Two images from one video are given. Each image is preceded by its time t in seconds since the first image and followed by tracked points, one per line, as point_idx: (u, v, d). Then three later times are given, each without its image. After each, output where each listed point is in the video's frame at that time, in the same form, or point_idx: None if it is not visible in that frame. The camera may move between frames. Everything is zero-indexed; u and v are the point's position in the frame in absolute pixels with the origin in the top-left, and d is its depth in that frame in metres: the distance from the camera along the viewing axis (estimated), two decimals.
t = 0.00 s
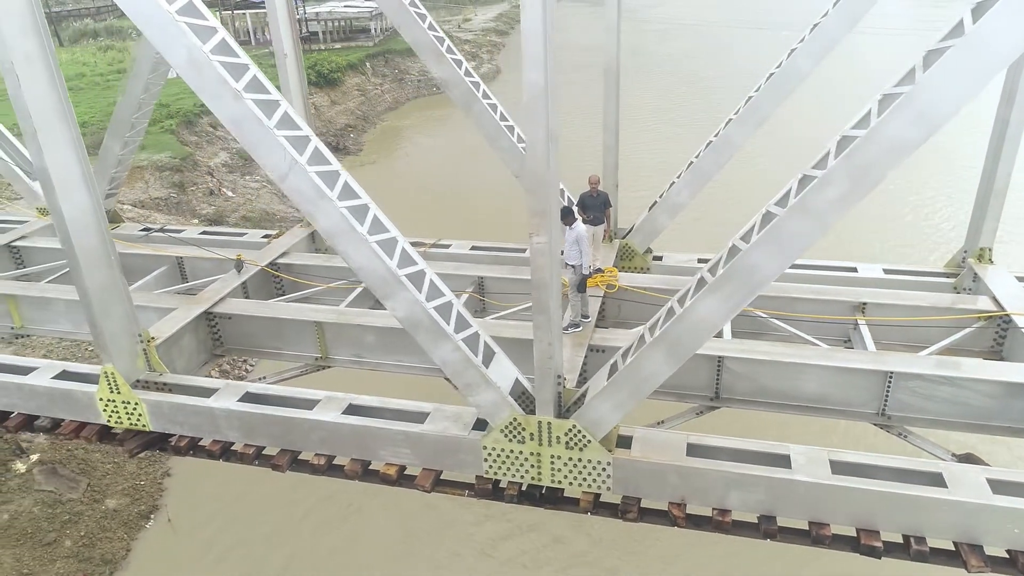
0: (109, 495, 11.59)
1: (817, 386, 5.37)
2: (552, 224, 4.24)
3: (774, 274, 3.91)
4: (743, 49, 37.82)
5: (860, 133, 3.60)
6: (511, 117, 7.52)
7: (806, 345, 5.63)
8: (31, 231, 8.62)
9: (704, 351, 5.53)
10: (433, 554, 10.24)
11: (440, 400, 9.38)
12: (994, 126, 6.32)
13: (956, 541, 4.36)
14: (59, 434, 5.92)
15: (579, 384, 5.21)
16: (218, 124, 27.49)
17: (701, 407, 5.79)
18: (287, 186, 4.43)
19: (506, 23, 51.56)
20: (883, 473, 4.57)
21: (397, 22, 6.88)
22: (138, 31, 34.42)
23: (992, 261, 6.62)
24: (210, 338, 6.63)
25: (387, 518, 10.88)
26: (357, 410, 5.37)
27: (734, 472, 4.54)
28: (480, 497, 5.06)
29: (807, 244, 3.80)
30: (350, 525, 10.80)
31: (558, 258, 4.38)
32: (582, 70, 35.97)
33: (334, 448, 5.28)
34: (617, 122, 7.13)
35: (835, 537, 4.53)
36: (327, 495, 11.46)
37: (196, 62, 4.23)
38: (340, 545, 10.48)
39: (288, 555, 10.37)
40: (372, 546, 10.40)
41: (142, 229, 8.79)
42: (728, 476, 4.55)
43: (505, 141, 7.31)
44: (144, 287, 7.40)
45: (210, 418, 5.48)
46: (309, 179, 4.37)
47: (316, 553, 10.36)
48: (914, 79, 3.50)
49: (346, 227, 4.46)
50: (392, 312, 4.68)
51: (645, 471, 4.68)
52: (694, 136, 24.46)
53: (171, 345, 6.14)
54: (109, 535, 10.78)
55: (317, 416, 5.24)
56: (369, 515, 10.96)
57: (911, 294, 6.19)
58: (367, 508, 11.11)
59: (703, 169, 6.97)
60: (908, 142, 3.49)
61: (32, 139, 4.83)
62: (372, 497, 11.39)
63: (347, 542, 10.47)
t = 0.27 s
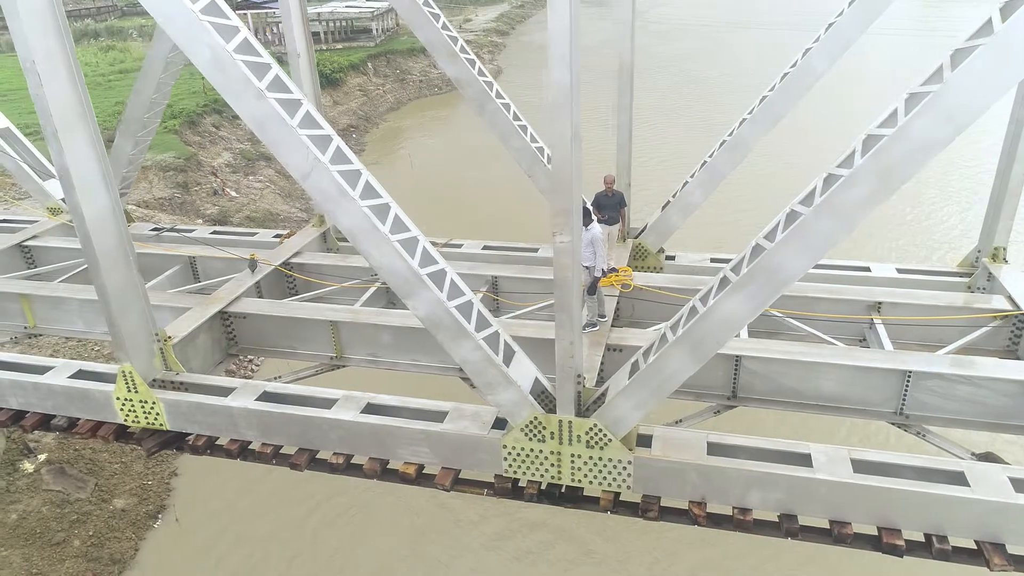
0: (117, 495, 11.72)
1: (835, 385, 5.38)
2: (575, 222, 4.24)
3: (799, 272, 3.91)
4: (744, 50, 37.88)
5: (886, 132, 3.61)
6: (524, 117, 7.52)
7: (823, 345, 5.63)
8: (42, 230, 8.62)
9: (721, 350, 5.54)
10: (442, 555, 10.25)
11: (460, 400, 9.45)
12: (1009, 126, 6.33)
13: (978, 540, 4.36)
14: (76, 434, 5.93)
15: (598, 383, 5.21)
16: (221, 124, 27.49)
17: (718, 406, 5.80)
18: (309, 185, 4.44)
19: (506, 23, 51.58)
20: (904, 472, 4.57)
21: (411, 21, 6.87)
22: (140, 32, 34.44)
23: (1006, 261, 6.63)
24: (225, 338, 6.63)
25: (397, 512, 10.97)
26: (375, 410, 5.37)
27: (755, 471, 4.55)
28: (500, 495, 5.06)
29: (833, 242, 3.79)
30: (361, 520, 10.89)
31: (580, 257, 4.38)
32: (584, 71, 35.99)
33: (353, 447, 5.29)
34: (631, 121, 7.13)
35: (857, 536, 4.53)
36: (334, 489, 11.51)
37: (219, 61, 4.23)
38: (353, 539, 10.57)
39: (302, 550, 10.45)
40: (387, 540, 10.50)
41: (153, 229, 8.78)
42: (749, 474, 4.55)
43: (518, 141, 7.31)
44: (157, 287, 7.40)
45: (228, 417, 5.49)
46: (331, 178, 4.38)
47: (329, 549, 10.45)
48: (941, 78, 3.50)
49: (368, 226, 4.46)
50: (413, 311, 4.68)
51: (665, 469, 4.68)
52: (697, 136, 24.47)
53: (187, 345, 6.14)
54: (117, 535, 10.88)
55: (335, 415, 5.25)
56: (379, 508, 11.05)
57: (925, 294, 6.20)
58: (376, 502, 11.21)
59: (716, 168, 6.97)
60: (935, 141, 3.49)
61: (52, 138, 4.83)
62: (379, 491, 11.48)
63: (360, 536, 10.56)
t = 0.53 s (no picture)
0: (126, 495, 11.78)
1: (854, 384, 5.38)
2: (600, 222, 4.24)
3: (826, 270, 3.90)
4: (746, 51, 37.91)
5: (915, 132, 3.61)
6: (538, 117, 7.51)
7: (841, 344, 5.63)
8: (54, 230, 8.61)
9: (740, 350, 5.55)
10: (452, 555, 10.26)
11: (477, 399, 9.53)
12: None
13: (1003, 539, 4.37)
14: (93, 433, 5.93)
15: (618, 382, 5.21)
16: (224, 124, 27.50)
17: (736, 406, 5.81)
18: (333, 184, 4.44)
19: (507, 24, 51.63)
20: (927, 470, 4.58)
21: (427, 21, 6.87)
22: (141, 32, 34.43)
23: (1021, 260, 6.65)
24: (240, 337, 6.63)
25: (408, 510, 11.01)
26: (395, 409, 5.37)
27: (778, 470, 4.55)
28: (521, 495, 5.07)
29: (861, 241, 3.79)
30: (372, 517, 10.92)
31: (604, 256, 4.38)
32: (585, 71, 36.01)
33: (374, 447, 5.29)
34: (646, 121, 7.13)
35: (880, 535, 4.54)
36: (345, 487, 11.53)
37: (244, 60, 4.24)
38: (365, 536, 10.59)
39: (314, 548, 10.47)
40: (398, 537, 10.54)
41: (164, 229, 8.79)
42: (772, 474, 4.56)
43: (532, 141, 7.30)
44: (171, 286, 7.40)
45: (247, 417, 5.49)
46: (355, 178, 4.38)
47: (342, 546, 10.48)
48: (971, 77, 3.50)
49: (391, 225, 4.46)
50: (435, 311, 4.68)
51: (688, 469, 4.69)
52: (700, 137, 24.48)
53: (204, 344, 6.14)
54: (126, 535, 10.93)
55: (355, 415, 5.25)
56: (389, 506, 11.08)
57: (942, 293, 6.21)
58: (386, 499, 11.23)
59: (731, 168, 6.98)
60: (964, 141, 3.50)
61: (74, 138, 4.83)
62: (390, 489, 11.52)
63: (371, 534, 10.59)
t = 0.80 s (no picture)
0: (135, 495, 11.86)
1: (875, 384, 5.38)
2: (627, 221, 4.24)
3: (855, 270, 3.91)
4: (748, 51, 37.95)
5: (946, 132, 3.61)
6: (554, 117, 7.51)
7: (862, 344, 5.64)
8: (67, 229, 8.61)
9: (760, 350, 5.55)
10: (464, 555, 10.27)
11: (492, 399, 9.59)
12: None
13: None
14: (113, 433, 5.94)
15: (641, 382, 5.20)
16: (227, 124, 27.52)
17: (756, 405, 5.82)
18: (358, 183, 4.44)
19: (508, 24, 51.67)
20: (951, 469, 4.58)
21: (444, 22, 6.87)
22: (144, 32, 34.47)
23: None
24: (258, 337, 6.63)
25: (422, 510, 11.08)
26: (416, 409, 5.38)
27: (803, 469, 4.55)
28: (544, 494, 5.07)
29: (892, 240, 3.80)
30: (387, 516, 11.00)
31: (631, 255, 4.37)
32: (587, 72, 36.06)
33: (396, 446, 5.29)
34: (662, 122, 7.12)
35: (905, 534, 4.54)
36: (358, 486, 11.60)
37: (271, 59, 4.23)
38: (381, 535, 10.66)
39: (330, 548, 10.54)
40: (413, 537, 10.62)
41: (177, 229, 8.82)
42: (797, 473, 4.57)
43: (548, 141, 7.29)
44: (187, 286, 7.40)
45: (268, 417, 5.49)
46: (382, 177, 4.38)
47: (358, 544, 10.55)
48: (1003, 77, 3.51)
49: (417, 225, 4.46)
50: (460, 310, 4.68)
51: (713, 468, 4.69)
52: (704, 137, 24.51)
53: (224, 344, 6.15)
54: (136, 535, 11.00)
55: (377, 415, 5.26)
56: (404, 504, 11.15)
57: (961, 293, 6.20)
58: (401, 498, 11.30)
59: (748, 168, 6.98)
60: (996, 140, 3.50)
61: (98, 137, 4.83)
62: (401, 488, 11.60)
63: (387, 531, 10.65)
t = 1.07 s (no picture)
0: (145, 495, 11.87)
1: (896, 383, 5.39)
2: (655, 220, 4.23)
3: (884, 269, 3.92)
4: (749, 51, 38.03)
5: (978, 131, 3.62)
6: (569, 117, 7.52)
7: (882, 343, 5.64)
8: (81, 229, 8.62)
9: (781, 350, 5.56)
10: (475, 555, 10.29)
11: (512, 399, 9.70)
12: None
13: None
14: (132, 433, 5.94)
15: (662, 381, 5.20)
16: (231, 125, 27.54)
17: (776, 404, 5.85)
18: (384, 183, 4.45)
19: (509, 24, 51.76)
20: (976, 468, 4.58)
21: (460, 22, 6.87)
22: (146, 33, 34.47)
23: None
24: (275, 337, 6.64)
25: (432, 510, 11.11)
26: (437, 408, 5.39)
27: (828, 468, 4.56)
28: (566, 494, 5.08)
29: (922, 240, 3.80)
30: (397, 516, 11.06)
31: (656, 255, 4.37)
32: (590, 72, 36.13)
33: (418, 446, 5.30)
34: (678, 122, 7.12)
35: (930, 533, 4.55)
36: (369, 488, 11.65)
37: (298, 58, 4.23)
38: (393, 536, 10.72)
39: (344, 549, 10.60)
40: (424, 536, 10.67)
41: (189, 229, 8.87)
42: (822, 473, 4.57)
43: (564, 141, 7.30)
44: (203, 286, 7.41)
45: (289, 417, 5.50)
46: (408, 177, 4.38)
47: (372, 544, 10.60)
48: None
49: (443, 224, 4.46)
50: (484, 310, 4.68)
51: (737, 467, 4.70)
52: (707, 138, 24.54)
53: (243, 344, 6.16)
54: (146, 535, 11.01)
55: (399, 414, 5.27)
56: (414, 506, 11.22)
57: (978, 292, 6.21)
58: (412, 499, 11.37)
59: (765, 167, 6.98)
60: None
61: (122, 137, 4.85)
62: (411, 489, 11.65)
63: (399, 532, 10.72)
